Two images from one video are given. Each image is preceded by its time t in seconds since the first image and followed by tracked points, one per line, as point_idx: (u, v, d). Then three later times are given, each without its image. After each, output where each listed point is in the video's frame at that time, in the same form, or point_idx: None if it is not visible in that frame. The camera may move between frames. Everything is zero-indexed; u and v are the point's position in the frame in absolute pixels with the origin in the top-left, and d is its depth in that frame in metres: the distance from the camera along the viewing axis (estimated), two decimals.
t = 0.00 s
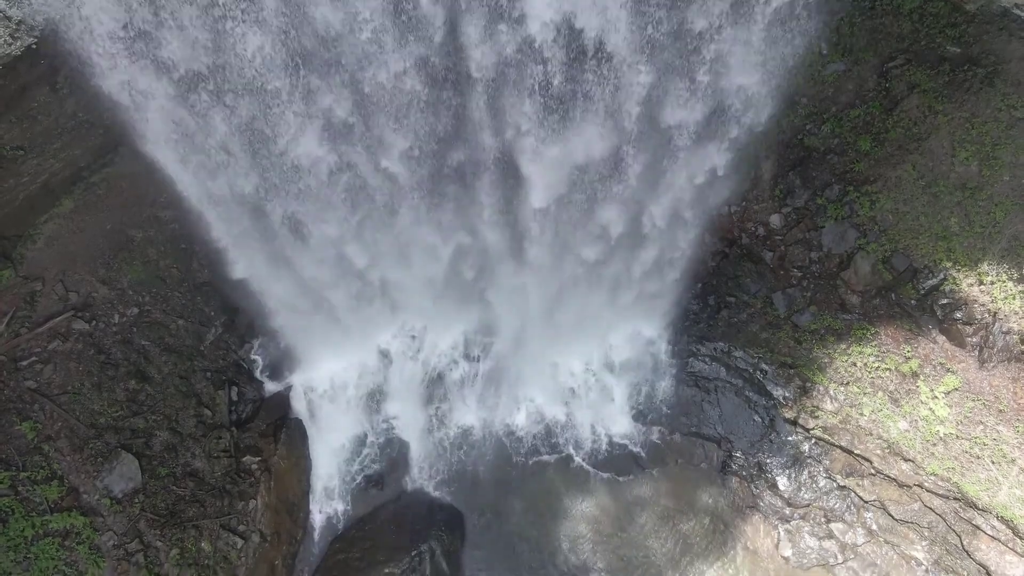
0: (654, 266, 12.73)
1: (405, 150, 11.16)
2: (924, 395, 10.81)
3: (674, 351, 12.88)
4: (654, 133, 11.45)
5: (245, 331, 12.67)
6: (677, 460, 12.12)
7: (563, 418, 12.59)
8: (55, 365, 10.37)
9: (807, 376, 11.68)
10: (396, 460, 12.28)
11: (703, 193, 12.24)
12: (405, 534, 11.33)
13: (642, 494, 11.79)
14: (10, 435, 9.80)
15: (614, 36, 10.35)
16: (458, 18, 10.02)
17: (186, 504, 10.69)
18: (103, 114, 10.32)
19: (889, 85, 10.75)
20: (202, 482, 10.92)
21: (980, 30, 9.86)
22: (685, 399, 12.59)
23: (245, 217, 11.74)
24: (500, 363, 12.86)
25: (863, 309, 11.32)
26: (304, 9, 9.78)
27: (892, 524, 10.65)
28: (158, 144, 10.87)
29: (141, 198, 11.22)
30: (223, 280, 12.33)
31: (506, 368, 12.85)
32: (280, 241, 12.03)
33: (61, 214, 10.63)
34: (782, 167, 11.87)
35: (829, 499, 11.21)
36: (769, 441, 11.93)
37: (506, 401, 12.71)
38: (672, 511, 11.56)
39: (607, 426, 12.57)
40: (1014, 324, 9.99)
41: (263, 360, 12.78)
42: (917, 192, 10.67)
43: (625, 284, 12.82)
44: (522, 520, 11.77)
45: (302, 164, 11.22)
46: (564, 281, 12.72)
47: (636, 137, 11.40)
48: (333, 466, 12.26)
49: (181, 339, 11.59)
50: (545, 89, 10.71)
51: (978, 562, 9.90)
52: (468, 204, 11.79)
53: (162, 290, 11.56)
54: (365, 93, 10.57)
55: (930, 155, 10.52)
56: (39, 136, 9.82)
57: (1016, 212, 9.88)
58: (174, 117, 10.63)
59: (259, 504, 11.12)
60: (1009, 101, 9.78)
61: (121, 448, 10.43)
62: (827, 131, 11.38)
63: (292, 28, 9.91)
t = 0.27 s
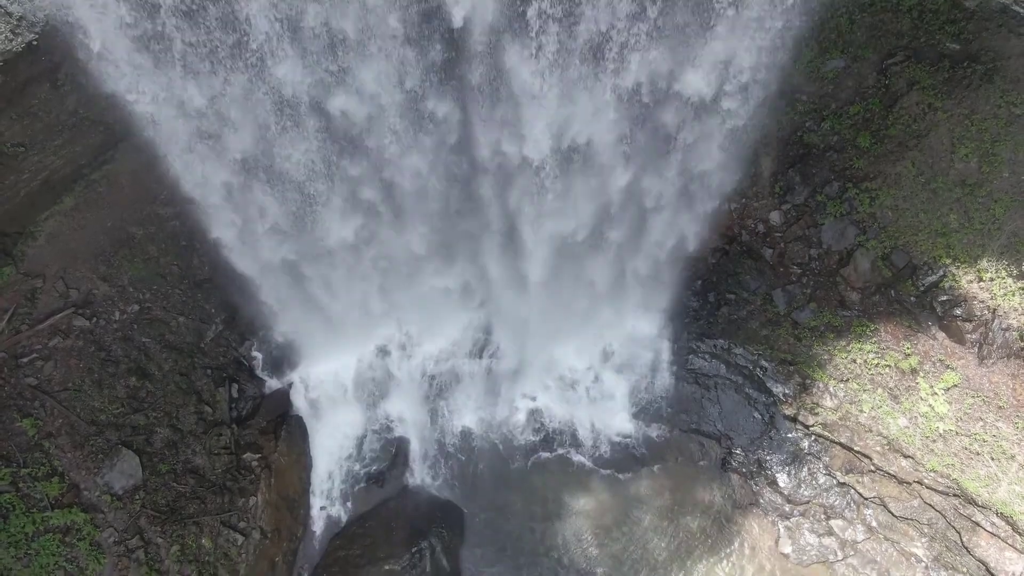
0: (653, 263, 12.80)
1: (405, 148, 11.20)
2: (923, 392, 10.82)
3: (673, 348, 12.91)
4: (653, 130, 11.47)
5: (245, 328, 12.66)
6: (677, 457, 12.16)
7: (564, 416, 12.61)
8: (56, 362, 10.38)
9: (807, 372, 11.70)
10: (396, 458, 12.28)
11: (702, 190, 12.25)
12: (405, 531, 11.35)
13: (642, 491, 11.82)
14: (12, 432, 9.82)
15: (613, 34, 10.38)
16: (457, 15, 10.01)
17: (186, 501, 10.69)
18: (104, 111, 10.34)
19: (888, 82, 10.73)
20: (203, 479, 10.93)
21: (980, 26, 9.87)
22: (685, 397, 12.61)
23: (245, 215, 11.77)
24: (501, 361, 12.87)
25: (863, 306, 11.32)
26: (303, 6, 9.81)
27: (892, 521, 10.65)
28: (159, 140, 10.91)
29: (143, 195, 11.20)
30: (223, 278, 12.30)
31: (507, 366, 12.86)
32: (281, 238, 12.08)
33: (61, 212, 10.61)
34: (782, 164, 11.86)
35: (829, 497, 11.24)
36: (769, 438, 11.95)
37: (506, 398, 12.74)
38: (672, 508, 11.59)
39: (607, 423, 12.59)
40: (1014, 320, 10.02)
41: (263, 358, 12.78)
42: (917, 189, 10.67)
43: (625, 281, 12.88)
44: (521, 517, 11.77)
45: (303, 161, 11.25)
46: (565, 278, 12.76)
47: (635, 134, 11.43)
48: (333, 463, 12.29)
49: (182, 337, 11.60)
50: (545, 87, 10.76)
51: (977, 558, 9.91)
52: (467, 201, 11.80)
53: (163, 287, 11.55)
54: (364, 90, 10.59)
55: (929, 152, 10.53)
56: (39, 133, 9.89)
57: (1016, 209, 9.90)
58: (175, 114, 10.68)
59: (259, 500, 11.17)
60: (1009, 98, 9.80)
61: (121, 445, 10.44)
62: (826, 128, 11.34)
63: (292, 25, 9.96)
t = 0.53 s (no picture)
0: (653, 260, 12.81)
1: (405, 144, 11.22)
2: (923, 387, 10.83)
3: (673, 344, 12.95)
4: (652, 126, 11.50)
5: (246, 325, 12.71)
6: (678, 454, 12.20)
7: (564, 411, 12.67)
8: (57, 357, 10.34)
9: (807, 368, 11.72)
10: (396, 454, 12.30)
11: (702, 186, 12.25)
12: (405, 527, 11.38)
13: (642, 487, 11.87)
14: (13, 427, 9.79)
15: (613, 30, 10.42)
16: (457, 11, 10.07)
17: (187, 496, 10.72)
18: (107, 106, 10.37)
19: (888, 78, 10.68)
20: (204, 475, 10.95)
21: (979, 22, 9.88)
22: (685, 393, 12.69)
23: (247, 211, 11.87)
24: (501, 357, 12.87)
25: (862, 302, 11.29)
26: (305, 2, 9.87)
27: (892, 517, 10.71)
28: (162, 137, 10.98)
29: (144, 191, 11.23)
30: (224, 274, 12.38)
31: (507, 362, 12.86)
32: (282, 234, 12.13)
33: (62, 208, 10.52)
34: (782, 160, 11.83)
35: (829, 493, 11.28)
36: (769, 435, 11.99)
37: (506, 394, 12.75)
38: (672, 504, 11.65)
39: (608, 419, 12.65)
40: (1013, 316, 9.97)
41: (263, 353, 12.81)
42: (916, 184, 10.62)
43: (625, 277, 12.93)
44: (521, 513, 11.79)
45: (304, 158, 11.31)
46: (565, 274, 12.76)
47: (634, 131, 11.48)
48: (333, 459, 12.31)
49: (182, 333, 11.62)
50: (545, 84, 10.77)
51: (977, 554, 9.96)
52: (467, 197, 11.82)
53: (163, 284, 11.57)
54: (365, 86, 10.62)
55: (929, 148, 10.46)
56: (40, 129, 9.79)
57: (1016, 205, 9.86)
58: (178, 110, 10.77)
59: (260, 496, 11.13)
60: (1008, 93, 9.75)
61: (122, 440, 10.45)
62: (826, 124, 11.32)
63: (294, 21, 10.02)
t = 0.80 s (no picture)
0: (652, 257, 12.81)
1: (406, 140, 11.24)
2: (922, 383, 10.73)
3: (673, 342, 13.01)
4: (652, 123, 11.51)
5: (246, 322, 12.71)
6: (677, 449, 12.25)
7: (564, 408, 12.68)
8: (57, 354, 10.31)
9: (806, 364, 11.70)
10: (397, 450, 12.36)
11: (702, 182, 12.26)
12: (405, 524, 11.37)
13: (643, 484, 11.90)
14: (16, 423, 9.75)
15: (614, 26, 10.41)
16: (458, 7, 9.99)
17: (188, 492, 10.71)
18: (109, 101, 10.38)
19: (887, 74, 10.68)
20: (204, 471, 10.95)
21: (978, 18, 9.96)
22: (685, 389, 12.72)
23: (250, 207, 11.93)
24: (501, 354, 12.88)
25: (862, 298, 11.20)
26: None
27: (891, 513, 10.84)
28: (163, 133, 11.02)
29: (143, 188, 11.26)
30: (225, 270, 12.41)
31: (508, 359, 12.89)
32: (284, 230, 12.15)
33: (63, 204, 10.56)
34: (781, 156, 11.80)
35: (828, 489, 11.44)
36: (769, 431, 12.09)
37: (506, 391, 12.77)
38: (672, 501, 11.74)
39: (608, 415, 12.68)
40: (1012, 312, 9.87)
41: (263, 350, 12.81)
42: (916, 180, 10.56)
43: (625, 275, 12.97)
44: (521, 510, 11.81)
45: (304, 154, 11.31)
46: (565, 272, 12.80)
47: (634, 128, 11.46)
48: (334, 455, 12.36)
49: (183, 329, 11.63)
50: (547, 80, 10.79)
51: (976, 549, 10.06)
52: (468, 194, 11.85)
53: (164, 280, 11.58)
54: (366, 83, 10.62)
55: (928, 144, 10.42)
56: (40, 125, 9.88)
57: (1015, 200, 9.81)
58: (178, 107, 10.75)
59: (260, 493, 11.19)
60: (1007, 89, 9.75)
61: (123, 437, 10.42)
62: (825, 121, 11.31)
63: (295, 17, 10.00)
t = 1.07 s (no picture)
0: (651, 252, 12.90)
1: (406, 135, 11.23)
2: (921, 378, 10.73)
3: (673, 337, 13.00)
4: (652, 119, 11.55)
5: (246, 317, 12.74)
6: (676, 444, 12.28)
7: (564, 403, 12.68)
8: (58, 349, 10.32)
9: (806, 359, 11.72)
10: (396, 446, 12.34)
11: (701, 178, 12.30)
12: (404, 519, 11.38)
13: (643, 480, 11.93)
14: (17, 418, 9.75)
15: (615, 22, 10.46)
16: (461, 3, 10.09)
17: (189, 487, 10.72)
18: (110, 95, 10.36)
19: (887, 69, 10.71)
20: (205, 466, 10.96)
21: (977, 14, 9.97)
22: (685, 384, 12.74)
23: (252, 201, 11.92)
24: (502, 349, 12.89)
25: (862, 293, 11.23)
26: None
27: (891, 508, 10.86)
28: (165, 129, 10.99)
29: (144, 183, 11.32)
30: (226, 266, 12.46)
31: (508, 355, 12.91)
32: (285, 225, 12.17)
33: (64, 200, 10.67)
34: (781, 152, 11.83)
35: (828, 484, 11.47)
36: (768, 426, 12.11)
37: (506, 386, 12.78)
38: (673, 497, 11.75)
39: (608, 411, 12.70)
40: (1011, 307, 9.85)
41: (264, 345, 12.85)
42: (915, 175, 10.58)
43: (625, 270, 13.01)
44: (521, 505, 11.83)
45: (305, 150, 11.31)
46: (566, 267, 12.85)
47: (632, 124, 11.49)
48: (334, 450, 12.38)
49: (184, 325, 11.65)
50: (547, 75, 10.81)
51: (976, 544, 10.08)
52: (469, 189, 11.90)
53: (165, 276, 11.64)
54: (367, 78, 10.61)
55: (928, 138, 10.43)
56: (42, 120, 9.87)
57: (1014, 194, 9.78)
58: (179, 103, 10.75)
59: (261, 487, 11.22)
60: (1006, 83, 9.73)
61: (124, 431, 10.42)
62: (825, 116, 11.35)
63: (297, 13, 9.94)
